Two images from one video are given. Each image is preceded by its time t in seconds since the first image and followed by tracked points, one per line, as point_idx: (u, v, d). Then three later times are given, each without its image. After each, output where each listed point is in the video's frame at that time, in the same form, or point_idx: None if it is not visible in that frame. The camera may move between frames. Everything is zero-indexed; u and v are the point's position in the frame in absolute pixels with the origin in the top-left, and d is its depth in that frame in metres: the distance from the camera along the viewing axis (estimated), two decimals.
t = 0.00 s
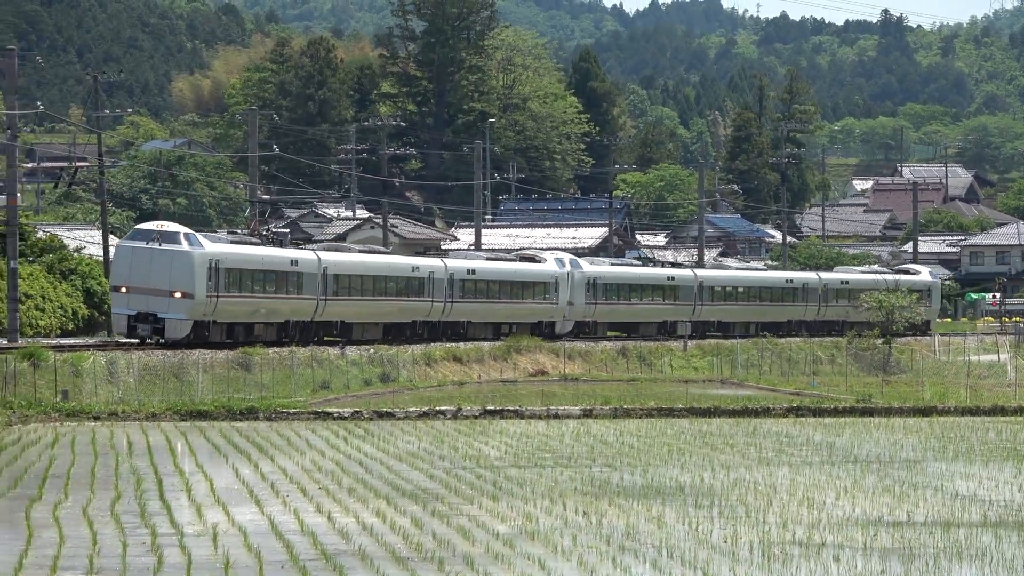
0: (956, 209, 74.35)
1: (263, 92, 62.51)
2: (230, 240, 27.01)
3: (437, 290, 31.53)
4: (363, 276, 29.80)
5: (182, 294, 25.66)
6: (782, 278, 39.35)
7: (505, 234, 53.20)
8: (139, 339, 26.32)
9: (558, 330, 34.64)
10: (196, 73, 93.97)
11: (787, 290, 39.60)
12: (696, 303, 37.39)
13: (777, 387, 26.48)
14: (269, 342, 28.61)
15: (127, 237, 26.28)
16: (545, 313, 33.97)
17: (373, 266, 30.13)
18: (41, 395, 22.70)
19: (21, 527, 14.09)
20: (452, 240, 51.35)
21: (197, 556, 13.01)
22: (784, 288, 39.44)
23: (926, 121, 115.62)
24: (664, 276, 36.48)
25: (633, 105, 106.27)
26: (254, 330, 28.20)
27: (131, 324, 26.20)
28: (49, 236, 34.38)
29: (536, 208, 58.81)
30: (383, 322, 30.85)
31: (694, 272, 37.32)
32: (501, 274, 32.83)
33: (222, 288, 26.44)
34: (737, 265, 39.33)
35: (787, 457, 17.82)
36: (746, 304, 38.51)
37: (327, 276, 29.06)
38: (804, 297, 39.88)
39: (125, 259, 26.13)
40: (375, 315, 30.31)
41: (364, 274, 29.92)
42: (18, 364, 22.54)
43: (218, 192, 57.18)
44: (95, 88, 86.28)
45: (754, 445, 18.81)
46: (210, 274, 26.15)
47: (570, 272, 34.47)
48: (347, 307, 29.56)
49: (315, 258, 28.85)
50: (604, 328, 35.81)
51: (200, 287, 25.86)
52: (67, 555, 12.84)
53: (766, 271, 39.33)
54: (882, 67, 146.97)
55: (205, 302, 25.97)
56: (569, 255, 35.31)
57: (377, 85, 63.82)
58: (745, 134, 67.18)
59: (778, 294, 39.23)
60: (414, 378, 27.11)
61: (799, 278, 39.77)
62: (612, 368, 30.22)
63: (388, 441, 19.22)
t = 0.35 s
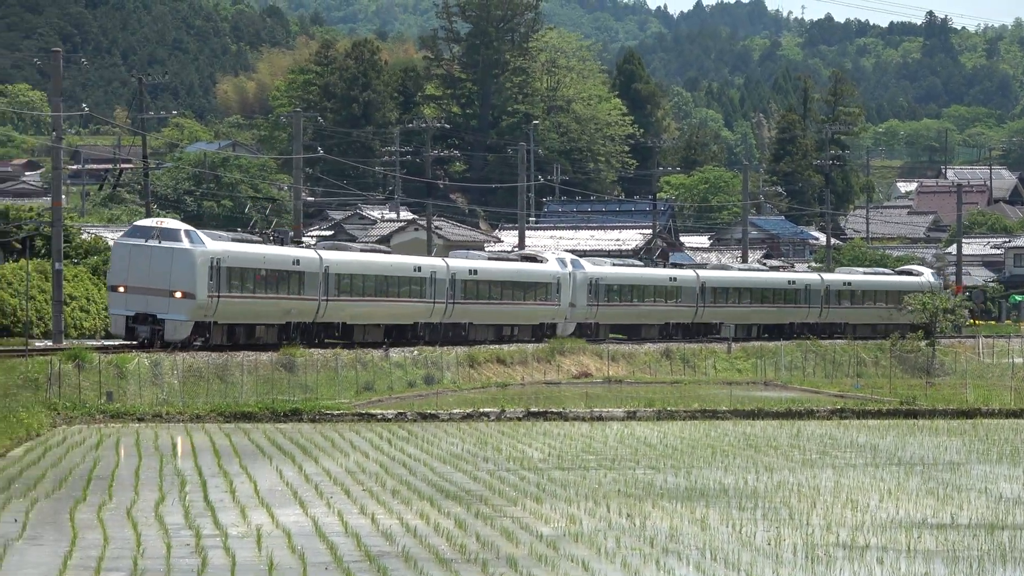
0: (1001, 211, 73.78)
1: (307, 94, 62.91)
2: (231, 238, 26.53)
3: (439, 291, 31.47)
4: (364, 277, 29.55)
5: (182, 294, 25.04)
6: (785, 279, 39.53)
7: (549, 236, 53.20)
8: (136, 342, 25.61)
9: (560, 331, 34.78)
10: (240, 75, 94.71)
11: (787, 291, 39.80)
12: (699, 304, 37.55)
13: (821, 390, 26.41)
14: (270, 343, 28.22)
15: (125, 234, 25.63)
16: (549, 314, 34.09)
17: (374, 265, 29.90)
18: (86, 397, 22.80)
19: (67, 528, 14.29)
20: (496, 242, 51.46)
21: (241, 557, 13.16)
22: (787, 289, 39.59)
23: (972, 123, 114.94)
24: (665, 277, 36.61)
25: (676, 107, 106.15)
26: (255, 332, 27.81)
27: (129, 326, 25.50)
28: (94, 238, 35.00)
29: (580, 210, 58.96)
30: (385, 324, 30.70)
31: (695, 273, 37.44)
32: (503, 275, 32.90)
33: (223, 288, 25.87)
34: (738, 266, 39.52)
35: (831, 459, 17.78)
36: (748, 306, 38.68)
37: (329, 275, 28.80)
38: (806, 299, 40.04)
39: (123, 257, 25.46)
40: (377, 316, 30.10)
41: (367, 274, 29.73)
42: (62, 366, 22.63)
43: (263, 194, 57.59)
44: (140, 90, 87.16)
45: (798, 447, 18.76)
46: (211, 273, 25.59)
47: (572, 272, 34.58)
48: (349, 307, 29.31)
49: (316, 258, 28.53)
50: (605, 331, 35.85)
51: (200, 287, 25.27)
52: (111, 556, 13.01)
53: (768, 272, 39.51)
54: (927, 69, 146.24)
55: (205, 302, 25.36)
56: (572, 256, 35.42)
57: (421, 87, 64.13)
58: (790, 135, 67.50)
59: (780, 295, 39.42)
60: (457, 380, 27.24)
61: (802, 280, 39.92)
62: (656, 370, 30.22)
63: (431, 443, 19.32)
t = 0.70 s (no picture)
0: None
1: (352, 95, 63.34)
2: (233, 234, 26.72)
3: (443, 290, 31.91)
4: (367, 275, 29.92)
5: (184, 293, 25.24)
6: (789, 279, 40.43)
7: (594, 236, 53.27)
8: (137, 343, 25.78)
9: (563, 332, 35.50)
10: (285, 77, 95.46)
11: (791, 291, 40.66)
12: (702, 304, 38.43)
13: (867, 391, 26.33)
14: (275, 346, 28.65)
15: (125, 232, 25.77)
16: (551, 315, 34.71)
17: (377, 264, 30.23)
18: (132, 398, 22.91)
19: (114, 529, 14.52)
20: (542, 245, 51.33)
21: (287, 558, 13.32)
22: (791, 289, 40.48)
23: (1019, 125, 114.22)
24: (668, 277, 37.44)
25: (722, 108, 106.01)
26: (260, 332, 28.13)
27: (130, 326, 25.67)
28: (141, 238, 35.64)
29: (625, 211, 58.95)
30: (388, 325, 31.19)
31: (698, 274, 38.26)
32: (504, 274, 33.37)
33: (225, 287, 26.09)
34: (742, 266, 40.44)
35: (877, 460, 17.74)
36: (751, 306, 39.61)
37: (333, 274, 29.15)
38: (810, 299, 40.96)
39: (124, 256, 25.62)
40: (380, 317, 30.50)
41: (370, 273, 30.09)
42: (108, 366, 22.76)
43: (308, 195, 58.01)
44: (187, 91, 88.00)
45: (843, 448, 18.73)
46: (213, 272, 25.81)
47: (574, 271, 35.29)
48: (352, 307, 29.67)
49: (318, 254, 28.84)
50: (608, 331, 36.62)
51: (202, 286, 25.47)
52: (157, 556, 13.22)
53: (772, 272, 40.43)
54: (973, 71, 145.57)
55: (207, 302, 25.58)
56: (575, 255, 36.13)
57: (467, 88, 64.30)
58: (835, 136, 67.25)
59: (784, 295, 40.33)
60: (503, 380, 27.36)
61: (806, 280, 40.82)
62: (701, 371, 30.29)
63: (476, 443, 19.42)
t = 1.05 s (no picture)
0: None
1: (396, 96, 63.52)
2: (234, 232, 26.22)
3: (444, 290, 31.89)
4: (370, 274, 29.69)
5: (185, 294, 24.66)
6: (791, 279, 41.19)
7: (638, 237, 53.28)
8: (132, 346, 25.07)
9: (564, 334, 35.70)
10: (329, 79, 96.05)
11: (793, 290, 41.29)
12: (705, 304, 39.03)
13: (911, 391, 26.21)
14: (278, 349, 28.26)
15: (121, 229, 25.02)
16: (552, 315, 34.86)
17: (381, 263, 30.05)
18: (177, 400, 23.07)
19: (159, 531, 14.72)
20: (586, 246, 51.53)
21: (332, 560, 13.43)
22: (793, 288, 41.26)
23: None
24: (671, 276, 37.98)
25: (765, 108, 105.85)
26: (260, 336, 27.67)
27: (126, 329, 24.95)
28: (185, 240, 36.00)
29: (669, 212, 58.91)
30: (388, 327, 31.03)
31: (700, 273, 38.84)
32: (505, 274, 33.42)
33: (225, 287, 25.58)
34: (743, 266, 41.14)
35: (922, 461, 17.67)
36: (752, 306, 40.33)
37: (335, 273, 28.85)
38: (812, 299, 41.71)
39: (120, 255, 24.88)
40: (384, 319, 30.39)
41: (372, 273, 29.85)
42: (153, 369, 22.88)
43: (352, 197, 58.40)
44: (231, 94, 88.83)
45: (888, 449, 18.67)
46: (213, 271, 25.28)
47: (575, 271, 35.53)
48: (353, 307, 29.40)
49: (321, 253, 28.52)
50: (610, 333, 36.96)
51: (202, 286, 24.90)
52: (202, 559, 13.36)
53: (774, 272, 41.17)
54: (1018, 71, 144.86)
55: (208, 302, 25.04)
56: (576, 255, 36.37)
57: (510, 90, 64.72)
58: (878, 137, 66.93)
59: (785, 294, 41.08)
60: (547, 381, 27.45)
61: (808, 279, 41.58)
62: (746, 372, 30.27)
63: (521, 445, 19.46)
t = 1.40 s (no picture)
0: None
1: (438, 99, 63.65)
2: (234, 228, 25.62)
3: (445, 291, 31.31)
4: (369, 274, 29.06)
5: (183, 293, 24.11)
6: (791, 280, 41.21)
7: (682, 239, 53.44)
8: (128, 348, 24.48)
9: (565, 337, 35.25)
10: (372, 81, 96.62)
11: (794, 291, 41.34)
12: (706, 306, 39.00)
13: (954, 394, 26.09)
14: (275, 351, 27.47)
15: (117, 226, 24.40)
16: (552, 317, 34.44)
17: (381, 262, 29.45)
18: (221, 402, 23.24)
19: (201, 532, 14.91)
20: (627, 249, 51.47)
21: (375, 562, 13.56)
22: (793, 289, 41.30)
23: None
24: (671, 277, 37.92)
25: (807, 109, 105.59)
26: (259, 338, 27.02)
27: (122, 331, 24.36)
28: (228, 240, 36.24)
29: (712, 214, 58.81)
30: (388, 330, 30.47)
31: (701, 274, 38.80)
32: (505, 274, 32.86)
33: (225, 286, 25.01)
34: (744, 267, 41.14)
35: (964, 464, 17.62)
36: (753, 308, 40.30)
37: (335, 273, 28.24)
38: (812, 299, 41.73)
39: (115, 254, 24.27)
40: (381, 320, 29.75)
41: (373, 273, 29.27)
42: (195, 371, 23.06)
43: (394, 200, 58.68)
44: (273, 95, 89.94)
45: (930, 452, 18.62)
46: (214, 270, 24.71)
47: (576, 270, 35.12)
48: (354, 309, 28.80)
49: (320, 251, 27.87)
50: (610, 334, 36.57)
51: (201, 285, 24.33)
52: (244, 561, 13.52)
53: (774, 273, 41.17)
54: None
55: (207, 303, 24.49)
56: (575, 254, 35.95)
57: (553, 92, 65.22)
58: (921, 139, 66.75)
59: (785, 295, 41.09)
60: (589, 384, 27.52)
61: (808, 279, 41.62)
62: (788, 375, 30.21)
63: (564, 448, 19.46)
